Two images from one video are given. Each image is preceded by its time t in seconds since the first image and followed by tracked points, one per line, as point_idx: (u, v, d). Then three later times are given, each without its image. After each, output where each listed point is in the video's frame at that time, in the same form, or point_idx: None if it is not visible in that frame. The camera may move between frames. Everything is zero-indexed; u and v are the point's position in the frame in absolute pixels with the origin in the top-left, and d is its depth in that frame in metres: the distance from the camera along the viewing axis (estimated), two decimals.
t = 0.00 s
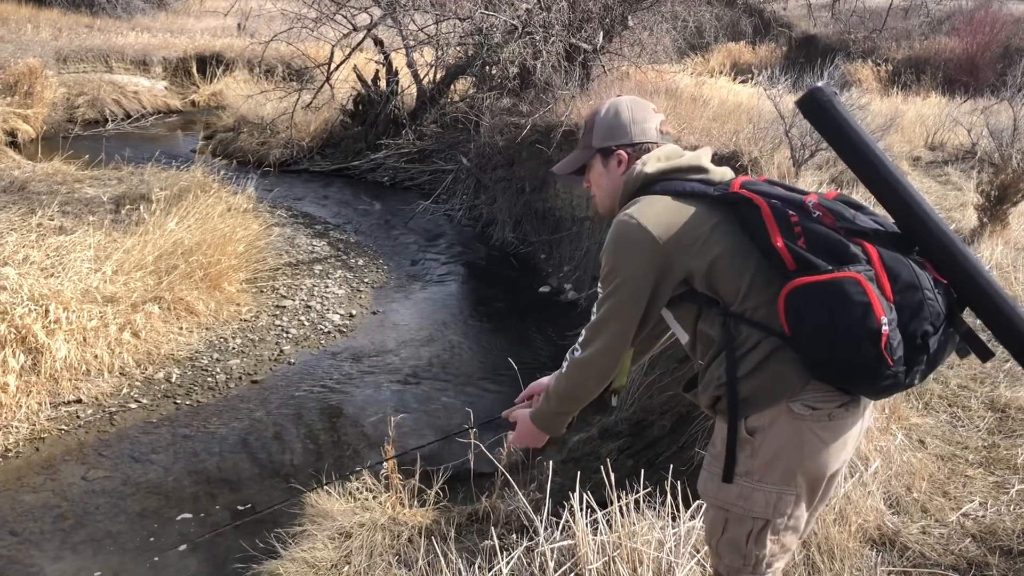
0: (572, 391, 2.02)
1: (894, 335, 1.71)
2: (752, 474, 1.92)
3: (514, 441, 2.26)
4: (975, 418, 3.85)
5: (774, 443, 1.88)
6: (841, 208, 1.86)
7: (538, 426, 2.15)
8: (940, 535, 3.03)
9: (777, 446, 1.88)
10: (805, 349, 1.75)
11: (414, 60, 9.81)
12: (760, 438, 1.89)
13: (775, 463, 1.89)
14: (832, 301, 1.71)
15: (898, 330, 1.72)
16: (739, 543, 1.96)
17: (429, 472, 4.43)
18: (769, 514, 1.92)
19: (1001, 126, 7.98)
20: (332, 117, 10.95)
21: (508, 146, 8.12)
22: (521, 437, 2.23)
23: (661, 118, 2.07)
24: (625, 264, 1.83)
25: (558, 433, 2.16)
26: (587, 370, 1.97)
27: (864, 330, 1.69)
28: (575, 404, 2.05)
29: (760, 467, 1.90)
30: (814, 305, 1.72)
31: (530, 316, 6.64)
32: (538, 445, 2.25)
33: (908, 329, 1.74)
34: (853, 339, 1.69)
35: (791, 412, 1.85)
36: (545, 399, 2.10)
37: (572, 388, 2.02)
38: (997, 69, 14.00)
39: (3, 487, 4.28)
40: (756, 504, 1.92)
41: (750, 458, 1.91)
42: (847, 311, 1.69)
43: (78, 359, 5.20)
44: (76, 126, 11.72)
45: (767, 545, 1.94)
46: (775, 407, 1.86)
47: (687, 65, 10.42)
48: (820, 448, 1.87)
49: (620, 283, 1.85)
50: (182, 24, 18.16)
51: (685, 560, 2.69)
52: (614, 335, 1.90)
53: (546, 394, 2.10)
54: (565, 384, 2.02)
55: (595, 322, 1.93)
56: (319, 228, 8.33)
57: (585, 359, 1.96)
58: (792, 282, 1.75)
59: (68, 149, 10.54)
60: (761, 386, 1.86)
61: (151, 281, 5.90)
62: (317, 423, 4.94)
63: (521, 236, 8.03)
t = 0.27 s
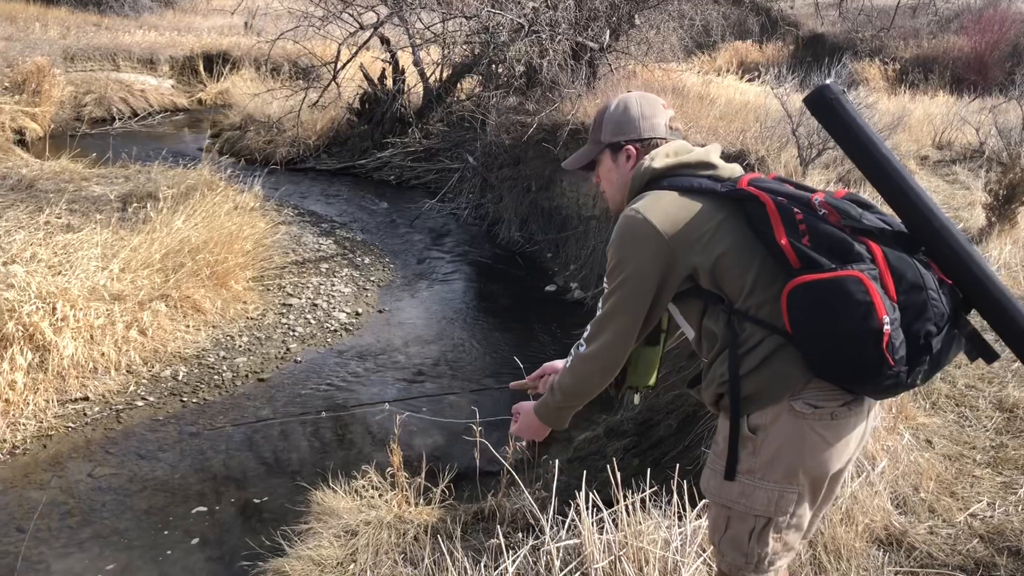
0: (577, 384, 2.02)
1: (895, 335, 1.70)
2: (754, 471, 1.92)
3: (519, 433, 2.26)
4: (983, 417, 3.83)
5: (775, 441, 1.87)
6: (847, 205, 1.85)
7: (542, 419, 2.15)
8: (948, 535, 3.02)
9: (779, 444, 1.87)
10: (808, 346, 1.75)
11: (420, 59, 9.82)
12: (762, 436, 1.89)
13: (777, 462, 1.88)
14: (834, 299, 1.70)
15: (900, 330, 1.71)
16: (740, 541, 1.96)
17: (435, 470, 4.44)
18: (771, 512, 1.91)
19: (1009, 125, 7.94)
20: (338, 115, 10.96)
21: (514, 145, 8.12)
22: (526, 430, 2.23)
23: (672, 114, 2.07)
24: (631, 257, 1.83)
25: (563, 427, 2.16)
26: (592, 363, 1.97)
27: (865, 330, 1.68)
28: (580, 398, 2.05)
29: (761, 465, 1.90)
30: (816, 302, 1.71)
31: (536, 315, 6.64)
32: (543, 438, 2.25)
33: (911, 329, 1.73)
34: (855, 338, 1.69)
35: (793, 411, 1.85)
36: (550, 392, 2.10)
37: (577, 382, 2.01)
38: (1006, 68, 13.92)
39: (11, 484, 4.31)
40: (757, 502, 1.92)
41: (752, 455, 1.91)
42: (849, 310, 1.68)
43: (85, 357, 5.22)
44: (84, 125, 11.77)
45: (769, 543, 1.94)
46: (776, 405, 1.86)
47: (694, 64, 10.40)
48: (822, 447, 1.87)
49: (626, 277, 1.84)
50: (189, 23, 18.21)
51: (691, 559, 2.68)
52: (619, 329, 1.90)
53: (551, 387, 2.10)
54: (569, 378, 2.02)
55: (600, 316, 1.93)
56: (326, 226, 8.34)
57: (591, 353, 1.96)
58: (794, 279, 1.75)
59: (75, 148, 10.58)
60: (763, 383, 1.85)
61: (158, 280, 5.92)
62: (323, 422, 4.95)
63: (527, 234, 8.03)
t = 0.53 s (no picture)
0: (579, 382, 2.02)
1: (888, 340, 1.70)
2: (749, 472, 1.92)
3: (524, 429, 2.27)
4: (988, 418, 3.82)
5: (770, 441, 1.87)
6: (847, 207, 1.84)
7: (546, 415, 2.15)
8: (952, 536, 3.01)
9: (774, 444, 1.87)
10: (802, 349, 1.75)
11: (424, 59, 9.83)
12: (757, 437, 1.89)
13: (772, 462, 1.88)
14: (828, 304, 1.70)
15: (894, 335, 1.71)
16: (736, 540, 1.96)
17: (439, 470, 4.45)
18: (766, 512, 1.91)
19: (1015, 125, 7.92)
20: (342, 116, 10.98)
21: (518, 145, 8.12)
22: (530, 425, 2.24)
23: (675, 109, 2.08)
24: (630, 256, 1.83)
25: (566, 424, 2.16)
26: (594, 361, 1.97)
27: (857, 335, 1.68)
28: (583, 395, 2.05)
29: (757, 465, 1.90)
30: (810, 305, 1.71)
31: (539, 315, 6.64)
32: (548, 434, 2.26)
33: (905, 335, 1.73)
34: (848, 343, 1.69)
35: (788, 412, 1.85)
36: (553, 389, 2.11)
37: (579, 380, 2.02)
38: (1011, 67, 13.88)
39: (15, 484, 4.32)
40: (753, 501, 1.91)
41: (747, 455, 1.91)
42: (842, 315, 1.69)
43: (89, 358, 5.24)
44: (88, 125, 11.81)
45: (766, 543, 1.93)
46: (772, 406, 1.86)
47: (698, 64, 10.40)
48: (817, 447, 1.86)
49: (626, 276, 1.84)
50: (193, 23, 18.25)
51: (695, 561, 2.69)
52: (619, 327, 1.90)
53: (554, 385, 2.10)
54: (571, 376, 2.03)
55: (601, 314, 1.93)
56: (329, 226, 8.35)
57: (592, 351, 1.97)
58: (790, 282, 1.75)
59: (80, 148, 10.61)
60: (759, 384, 1.85)
61: (162, 280, 5.93)
62: (326, 422, 4.96)
63: (531, 235, 8.03)
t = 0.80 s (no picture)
0: (576, 382, 2.03)
1: (878, 351, 1.71)
2: (741, 479, 1.92)
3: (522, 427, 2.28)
4: (988, 422, 3.82)
5: (763, 449, 1.88)
6: (844, 216, 1.84)
7: (544, 414, 2.16)
8: (952, 541, 3.01)
9: (765, 452, 1.88)
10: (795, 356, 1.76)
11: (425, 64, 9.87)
12: (749, 444, 1.90)
13: (764, 470, 1.88)
14: (819, 313, 1.72)
15: (884, 346, 1.72)
16: (727, 549, 1.97)
17: (440, 475, 4.45)
18: (759, 519, 1.91)
19: (1015, 129, 7.94)
20: (343, 120, 11.00)
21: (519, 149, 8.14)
22: (527, 423, 2.25)
23: (679, 112, 2.09)
24: (628, 258, 1.84)
25: (563, 423, 2.17)
26: (592, 361, 1.98)
27: (847, 347, 1.70)
28: (581, 395, 2.06)
29: (748, 472, 1.91)
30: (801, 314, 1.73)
31: (540, 319, 6.65)
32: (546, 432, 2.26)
33: (895, 346, 1.74)
34: (838, 352, 1.71)
35: (779, 420, 1.86)
36: (551, 388, 2.11)
37: (576, 379, 2.03)
38: (1012, 71, 13.90)
39: (16, 488, 4.33)
40: (745, 508, 1.92)
41: (739, 462, 1.92)
42: (832, 324, 1.70)
43: (90, 361, 5.25)
44: (90, 129, 11.84)
45: (758, 550, 1.93)
46: (764, 413, 1.87)
47: (699, 68, 10.43)
48: (809, 456, 1.86)
49: (624, 277, 1.85)
50: (195, 28, 18.31)
51: (694, 565, 2.71)
52: (617, 328, 1.91)
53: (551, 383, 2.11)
54: (568, 375, 2.03)
55: (599, 315, 1.94)
56: (330, 230, 8.37)
57: (590, 351, 1.97)
58: (782, 290, 1.76)
59: (81, 152, 10.63)
60: (751, 392, 1.86)
61: (163, 284, 5.94)
62: (327, 425, 4.97)
63: (531, 239, 8.04)
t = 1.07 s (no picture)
0: (568, 388, 2.03)
1: (882, 351, 1.71)
2: (744, 485, 1.92)
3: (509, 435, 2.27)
4: (987, 428, 3.82)
5: (765, 454, 1.87)
6: (841, 220, 1.85)
7: (533, 421, 2.15)
8: (952, 547, 3.01)
9: (768, 457, 1.87)
10: (797, 359, 1.76)
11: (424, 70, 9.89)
12: (752, 450, 1.90)
13: (767, 475, 1.88)
14: (822, 314, 1.71)
15: (888, 346, 1.72)
16: (731, 556, 1.96)
17: (439, 480, 4.45)
18: (761, 525, 1.91)
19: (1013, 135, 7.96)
20: (343, 125, 11.01)
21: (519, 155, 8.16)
22: (515, 431, 2.23)
23: (675, 123, 2.09)
24: (625, 264, 1.85)
25: (552, 431, 2.16)
26: (584, 368, 1.98)
27: (851, 346, 1.70)
28: (571, 402, 2.06)
29: (751, 478, 1.90)
30: (803, 316, 1.73)
31: (539, 325, 6.65)
32: (533, 440, 2.25)
33: (898, 346, 1.74)
34: (842, 353, 1.70)
35: (782, 425, 1.85)
36: (541, 394, 2.11)
37: (567, 386, 2.02)
38: (1010, 78, 13.94)
39: (14, 494, 4.32)
40: (747, 515, 1.91)
41: (741, 468, 1.91)
42: (836, 325, 1.70)
43: (89, 367, 5.24)
44: (89, 134, 11.85)
45: (761, 558, 1.92)
46: (766, 418, 1.87)
47: (698, 74, 10.46)
48: (811, 460, 1.87)
49: (620, 283, 1.86)
50: (194, 34, 18.33)
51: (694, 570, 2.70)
52: (612, 334, 1.91)
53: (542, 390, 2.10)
54: (560, 382, 2.03)
55: (594, 322, 1.94)
56: (329, 236, 8.37)
57: (583, 358, 1.97)
58: (784, 292, 1.76)
59: (80, 157, 10.64)
60: (753, 397, 1.86)
61: (162, 289, 5.93)
62: (326, 431, 4.96)
63: (530, 244, 8.05)
